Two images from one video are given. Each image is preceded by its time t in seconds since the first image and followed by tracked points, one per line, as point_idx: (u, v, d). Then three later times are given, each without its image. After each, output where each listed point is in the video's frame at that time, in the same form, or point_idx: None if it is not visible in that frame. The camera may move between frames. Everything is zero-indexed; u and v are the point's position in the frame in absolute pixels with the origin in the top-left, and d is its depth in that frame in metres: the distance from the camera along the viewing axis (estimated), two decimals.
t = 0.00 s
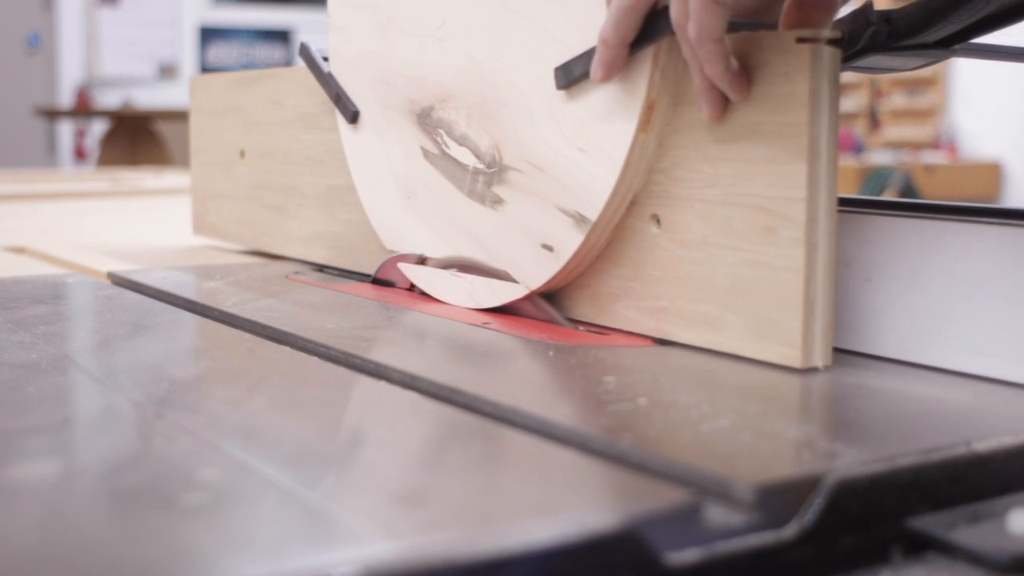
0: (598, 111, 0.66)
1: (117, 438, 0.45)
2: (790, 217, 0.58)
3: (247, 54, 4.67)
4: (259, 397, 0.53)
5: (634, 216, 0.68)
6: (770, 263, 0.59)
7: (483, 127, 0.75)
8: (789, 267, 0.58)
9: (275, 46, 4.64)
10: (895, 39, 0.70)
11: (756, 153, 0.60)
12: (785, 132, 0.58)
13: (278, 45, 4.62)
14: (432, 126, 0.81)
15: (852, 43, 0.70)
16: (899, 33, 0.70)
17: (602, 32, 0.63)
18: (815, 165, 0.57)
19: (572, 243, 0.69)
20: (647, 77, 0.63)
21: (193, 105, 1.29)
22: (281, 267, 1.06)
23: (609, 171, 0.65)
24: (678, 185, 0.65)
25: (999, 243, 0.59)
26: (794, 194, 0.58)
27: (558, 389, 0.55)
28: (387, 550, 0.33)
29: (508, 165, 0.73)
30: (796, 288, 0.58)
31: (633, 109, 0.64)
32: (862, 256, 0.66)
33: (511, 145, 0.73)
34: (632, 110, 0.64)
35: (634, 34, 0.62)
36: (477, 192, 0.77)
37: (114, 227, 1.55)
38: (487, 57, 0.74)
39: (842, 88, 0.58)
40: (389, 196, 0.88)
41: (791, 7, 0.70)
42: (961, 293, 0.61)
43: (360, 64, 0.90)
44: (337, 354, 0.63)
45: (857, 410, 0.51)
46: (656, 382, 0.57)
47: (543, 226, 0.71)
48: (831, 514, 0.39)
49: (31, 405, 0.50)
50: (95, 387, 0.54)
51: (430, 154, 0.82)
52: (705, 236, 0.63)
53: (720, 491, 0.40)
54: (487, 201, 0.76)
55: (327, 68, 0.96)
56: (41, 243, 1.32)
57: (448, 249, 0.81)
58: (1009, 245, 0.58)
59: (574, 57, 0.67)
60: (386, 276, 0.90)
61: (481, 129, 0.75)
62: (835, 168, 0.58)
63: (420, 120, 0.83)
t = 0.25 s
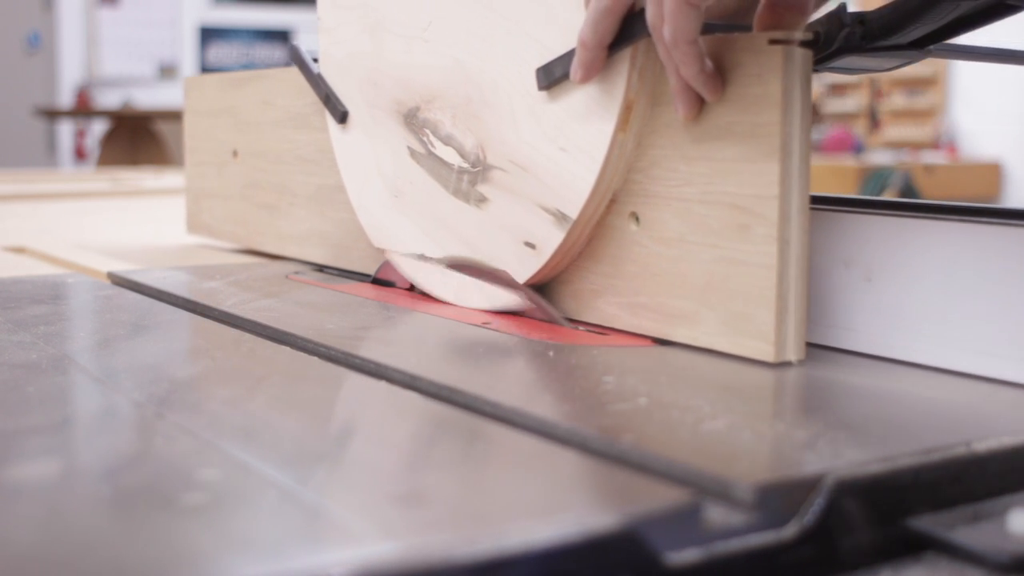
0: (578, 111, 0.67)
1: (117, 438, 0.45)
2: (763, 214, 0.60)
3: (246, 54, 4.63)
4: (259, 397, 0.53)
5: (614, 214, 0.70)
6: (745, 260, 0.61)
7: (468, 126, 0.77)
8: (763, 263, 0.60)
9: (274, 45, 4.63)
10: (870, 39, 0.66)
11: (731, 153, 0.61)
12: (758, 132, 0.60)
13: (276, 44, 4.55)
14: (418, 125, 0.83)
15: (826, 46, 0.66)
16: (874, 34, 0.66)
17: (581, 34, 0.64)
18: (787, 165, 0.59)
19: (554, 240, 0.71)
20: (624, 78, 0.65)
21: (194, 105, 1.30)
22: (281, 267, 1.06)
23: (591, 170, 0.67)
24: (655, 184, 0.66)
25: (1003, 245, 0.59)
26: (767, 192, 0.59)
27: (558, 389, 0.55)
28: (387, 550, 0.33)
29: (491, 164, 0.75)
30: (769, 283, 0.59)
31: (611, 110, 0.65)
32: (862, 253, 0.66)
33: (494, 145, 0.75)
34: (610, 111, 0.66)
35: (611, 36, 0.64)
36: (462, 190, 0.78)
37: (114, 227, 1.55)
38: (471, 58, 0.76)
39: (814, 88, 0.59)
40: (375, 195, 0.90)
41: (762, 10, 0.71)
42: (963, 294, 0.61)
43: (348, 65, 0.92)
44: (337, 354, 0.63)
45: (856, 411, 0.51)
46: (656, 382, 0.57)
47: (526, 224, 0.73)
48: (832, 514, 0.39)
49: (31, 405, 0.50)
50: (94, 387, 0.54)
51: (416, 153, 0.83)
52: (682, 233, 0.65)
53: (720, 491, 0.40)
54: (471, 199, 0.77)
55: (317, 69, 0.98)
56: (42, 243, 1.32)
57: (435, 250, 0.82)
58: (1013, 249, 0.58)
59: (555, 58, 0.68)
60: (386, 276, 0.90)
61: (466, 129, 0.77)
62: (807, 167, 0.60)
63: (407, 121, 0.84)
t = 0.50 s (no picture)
0: (557, 112, 0.71)
1: (117, 438, 0.45)
2: (734, 210, 0.62)
3: (247, 55, 4.64)
4: (259, 397, 0.53)
5: (593, 211, 0.73)
6: (715, 255, 0.63)
7: (451, 126, 0.82)
8: (734, 258, 0.62)
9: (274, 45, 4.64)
10: (843, 41, 0.66)
11: (703, 151, 0.64)
12: (729, 130, 0.62)
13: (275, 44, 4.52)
14: (404, 126, 0.87)
15: (800, 49, 0.66)
16: (847, 37, 0.66)
17: (558, 37, 0.68)
18: (759, 164, 0.61)
19: (535, 237, 0.75)
20: (601, 79, 0.68)
21: (194, 98, 1.30)
22: (281, 267, 1.06)
23: (568, 168, 0.70)
24: (632, 182, 0.69)
25: (1006, 263, 0.59)
26: (740, 190, 0.61)
27: (557, 388, 0.55)
28: (389, 550, 0.33)
29: (474, 164, 0.80)
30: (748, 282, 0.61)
31: (590, 111, 0.69)
32: (862, 253, 0.66)
33: (476, 145, 0.79)
34: (589, 111, 0.69)
35: (590, 38, 0.67)
36: (447, 189, 0.83)
37: (114, 227, 1.55)
38: (456, 62, 0.81)
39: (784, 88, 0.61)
40: (365, 193, 0.94)
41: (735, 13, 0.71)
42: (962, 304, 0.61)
43: (339, 67, 0.96)
44: (337, 354, 0.63)
45: (855, 411, 0.51)
46: (655, 382, 0.57)
47: (508, 222, 0.77)
48: (832, 514, 0.39)
49: (31, 405, 0.50)
50: (95, 387, 0.54)
51: (402, 153, 0.88)
52: (658, 230, 0.68)
53: (720, 491, 0.40)
54: (456, 198, 0.82)
55: (306, 71, 1.02)
56: (40, 244, 1.32)
57: (424, 245, 0.87)
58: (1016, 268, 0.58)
59: (533, 61, 0.72)
60: (386, 276, 0.90)
61: (450, 129, 0.82)
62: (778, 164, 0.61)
63: (393, 121, 0.89)
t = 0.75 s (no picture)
0: (536, 112, 0.71)
1: (117, 437, 0.45)
2: (707, 209, 0.62)
3: (247, 55, 4.64)
4: (258, 397, 0.53)
5: (573, 209, 0.74)
6: (691, 253, 0.64)
7: (436, 126, 0.82)
8: (708, 256, 0.63)
9: (274, 44, 4.63)
10: (816, 43, 0.65)
11: (677, 151, 0.64)
12: (703, 131, 0.62)
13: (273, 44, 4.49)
14: (390, 125, 0.88)
15: (774, 50, 0.66)
16: (820, 39, 0.65)
17: (538, 39, 0.68)
18: (730, 164, 0.61)
19: (516, 234, 0.75)
20: (579, 79, 0.68)
21: (191, 98, 1.29)
22: (281, 267, 1.06)
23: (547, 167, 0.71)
24: (610, 180, 0.70)
25: (1011, 276, 0.59)
26: (712, 188, 0.62)
27: (555, 388, 0.55)
28: (390, 551, 0.33)
29: (457, 163, 0.80)
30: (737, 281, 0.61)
31: (567, 110, 0.69)
32: (863, 253, 0.66)
33: (459, 144, 0.79)
34: (566, 110, 0.69)
35: (567, 40, 0.67)
36: (431, 188, 0.83)
37: (113, 227, 1.55)
38: (441, 63, 0.81)
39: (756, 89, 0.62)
40: (350, 191, 0.95)
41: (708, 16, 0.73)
42: (963, 311, 0.61)
43: (325, 67, 0.97)
44: (337, 354, 0.63)
45: (855, 411, 0.51)
46: (655, 381, 0.57)
47: (490, 220, 0.77)
48: (832, 515, 0.39)
49: (31, 405, 0.50)
50: (95, 387, 0.54)
51: (388, 152, 0.88)
52: (636, 228, 0.68)
53: (721, 491, 0.40)
54: (439, 196, 0.82)
55: (295, 71, 1.02)
56: (40, 244, 1.32)
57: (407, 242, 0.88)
58: (1019, 281, 0.58)
59: (513, 62, 0.73)
60: (386, 276, 0.90)
61: (434, 129, 0.82)
62: (750, 164, 0.62)
63: (378, 120, 0.89)
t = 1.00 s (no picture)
0: (530, 112, 0.72)
1: (117, 438, 0.45)
2: (700, 209, 0.63)
3: (247, 55, 4.64)
4: (258, 397, 0.53)
5: (567, 208, 0.74)
6: (684, 252, 0.64)
7: (431, 126, 0.82)
8: (701, 256, 0.63)
9: (273, 44, 4.63)
10: (808, 44, 0.64)
11: (669, 151, 0.65)
12: (695, 131, 0.63)
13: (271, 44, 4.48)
14: (386, 125, 0.88)
15: (766, 50, 0.63)
16: (812, 40, 0.64)
17: (531, 40, 0.68)
18: (721, 164, 0.62)
19: (511, 234, 0.76)
20: (572, 80, 0.69)
21: (189, 98, 1.29)
22: (281, 267, 1.06)
23: (540, 167, 0.71)
24: (604, 180, 0.70)
25: (1008, 284, 0.59)
26: (704, 188, 0.62)
27: (555, 388, 0.55)
28: (390, 551, 0.32)
29: (453, 163, 0.80)
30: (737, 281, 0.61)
31: (560, 110, 0.70)
32: (862, 253, 0.66)
33: (453, 145, 0.80)
34: (559, 111, 0.70)
35: (559, 40, 0.68)
36: (427, 187, 0.84)
37: (113, 227, 1.55)
38: (435, 64, 0.81)
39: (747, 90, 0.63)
40: (347, 191, 0.95)
41: (701, 17, 0.73)
42: (962, 314, 0.61)
43: (320, 67, 0.97)
44: (337, 354, 0.63)
45: (856, 411, 0.51)
46: (654, 381, 0.57)
47: (486, 220, 0.78)
48: (832, 515, 0.39)
49: (31, 405, 0.50)
50: (95, 387, 0.54)
51: (384, 152, 0.88)
52: (628, 227, 0.69)
53: (721, 491, 0.40)
54: (435, 196, 0.83)
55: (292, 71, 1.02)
56: (40, 244, 1.32)
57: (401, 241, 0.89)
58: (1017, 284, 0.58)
59: (506, 62, 0.73)
60: (386, 276, 0.90)
61: (429, 129, 0.82)
62: (741, 164, 0.63)
63: (374, 120, 0.89)
